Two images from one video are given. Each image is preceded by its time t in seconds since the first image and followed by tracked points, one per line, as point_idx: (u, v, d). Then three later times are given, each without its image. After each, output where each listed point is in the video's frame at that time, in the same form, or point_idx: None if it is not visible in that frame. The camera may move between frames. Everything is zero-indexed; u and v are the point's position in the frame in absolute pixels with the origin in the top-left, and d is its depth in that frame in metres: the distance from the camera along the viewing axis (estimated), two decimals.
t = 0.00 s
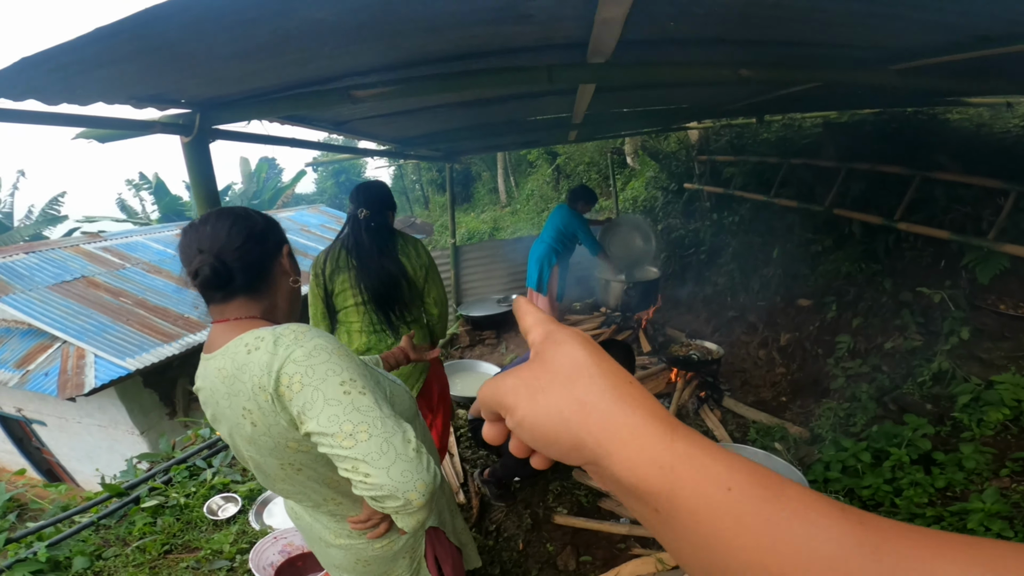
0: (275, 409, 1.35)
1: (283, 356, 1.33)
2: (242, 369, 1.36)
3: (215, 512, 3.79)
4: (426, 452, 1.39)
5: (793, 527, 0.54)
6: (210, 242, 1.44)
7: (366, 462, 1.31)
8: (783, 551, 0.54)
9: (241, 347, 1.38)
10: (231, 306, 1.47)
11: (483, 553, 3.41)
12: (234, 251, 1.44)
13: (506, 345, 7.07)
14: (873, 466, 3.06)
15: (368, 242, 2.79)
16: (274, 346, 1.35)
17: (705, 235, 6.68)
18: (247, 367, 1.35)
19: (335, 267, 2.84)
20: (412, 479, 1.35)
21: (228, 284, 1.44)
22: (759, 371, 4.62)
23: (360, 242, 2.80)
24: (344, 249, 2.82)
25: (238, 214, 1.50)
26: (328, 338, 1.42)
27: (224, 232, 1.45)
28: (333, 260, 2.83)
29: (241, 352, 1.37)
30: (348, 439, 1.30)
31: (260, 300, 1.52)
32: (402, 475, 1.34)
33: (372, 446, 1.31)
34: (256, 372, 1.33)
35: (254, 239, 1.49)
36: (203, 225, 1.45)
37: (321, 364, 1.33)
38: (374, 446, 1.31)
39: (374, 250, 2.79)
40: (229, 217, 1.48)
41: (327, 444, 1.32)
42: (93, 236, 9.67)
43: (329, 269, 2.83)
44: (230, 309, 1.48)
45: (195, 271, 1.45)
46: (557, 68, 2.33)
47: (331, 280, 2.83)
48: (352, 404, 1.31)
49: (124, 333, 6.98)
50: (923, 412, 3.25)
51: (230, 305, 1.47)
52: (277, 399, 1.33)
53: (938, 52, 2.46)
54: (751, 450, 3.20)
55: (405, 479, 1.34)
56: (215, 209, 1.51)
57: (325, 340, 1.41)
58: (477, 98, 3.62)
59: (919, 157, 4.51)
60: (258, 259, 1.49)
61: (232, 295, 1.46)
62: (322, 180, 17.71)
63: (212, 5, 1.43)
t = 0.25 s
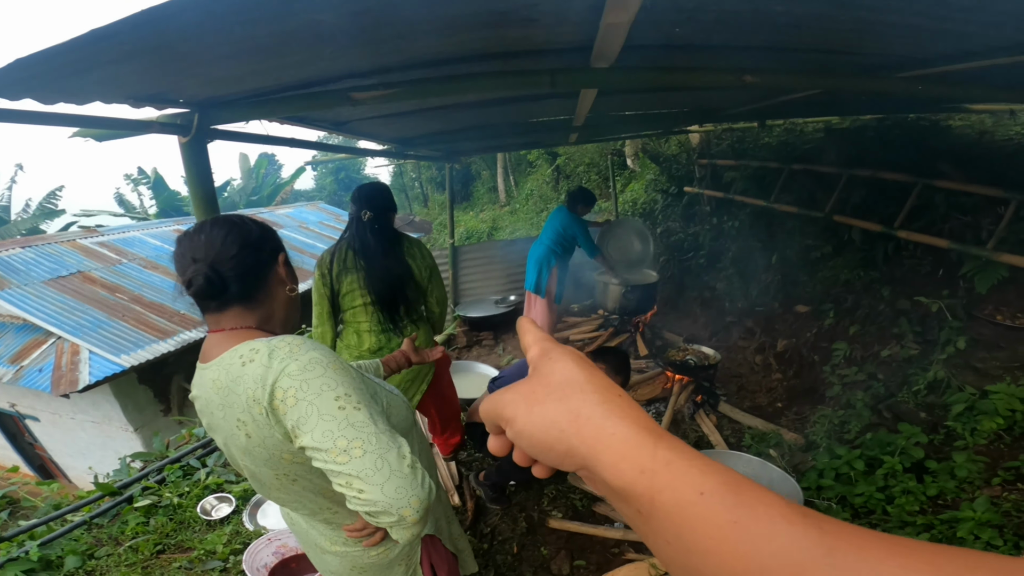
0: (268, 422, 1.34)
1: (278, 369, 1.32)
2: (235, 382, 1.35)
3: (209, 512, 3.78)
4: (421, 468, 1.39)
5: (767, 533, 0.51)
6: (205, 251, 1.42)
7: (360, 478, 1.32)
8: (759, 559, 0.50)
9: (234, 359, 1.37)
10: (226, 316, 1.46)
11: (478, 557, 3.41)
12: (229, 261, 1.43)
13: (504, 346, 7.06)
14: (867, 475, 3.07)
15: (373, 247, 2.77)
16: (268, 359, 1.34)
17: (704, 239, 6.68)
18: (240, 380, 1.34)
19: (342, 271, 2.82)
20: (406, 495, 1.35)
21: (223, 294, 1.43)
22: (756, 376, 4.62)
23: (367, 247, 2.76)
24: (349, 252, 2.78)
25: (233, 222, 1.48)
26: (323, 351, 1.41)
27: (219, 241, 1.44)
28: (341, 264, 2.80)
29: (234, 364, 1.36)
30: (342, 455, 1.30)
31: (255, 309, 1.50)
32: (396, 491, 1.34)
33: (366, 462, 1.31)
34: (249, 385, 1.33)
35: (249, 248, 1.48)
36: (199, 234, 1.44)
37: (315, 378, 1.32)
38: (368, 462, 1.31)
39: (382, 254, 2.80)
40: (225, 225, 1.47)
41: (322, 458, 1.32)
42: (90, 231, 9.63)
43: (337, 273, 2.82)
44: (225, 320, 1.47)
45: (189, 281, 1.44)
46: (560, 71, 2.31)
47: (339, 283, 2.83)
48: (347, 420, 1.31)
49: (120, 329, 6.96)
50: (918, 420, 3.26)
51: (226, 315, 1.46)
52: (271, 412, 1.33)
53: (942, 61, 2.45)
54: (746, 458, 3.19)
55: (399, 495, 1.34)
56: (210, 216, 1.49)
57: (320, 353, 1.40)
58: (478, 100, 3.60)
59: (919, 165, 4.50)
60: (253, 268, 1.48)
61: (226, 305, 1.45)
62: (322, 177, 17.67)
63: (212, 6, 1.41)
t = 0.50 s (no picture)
0: (244, 415, 1.33)
1: (253, 361, 1.30)
2: (211, 373, 1.33)
3: (192, 507, 3.74)
4: (401, 462, 1.36)
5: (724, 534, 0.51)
6: (178, 241, 1.39)
7: (336, 472, 1.29)
8: (721, 562, 0.49)
9: (211, 350, 1.35)
10: (202, 306, 1.45)
11: (465, 551, 3.41)
12: (204, 251, 1.40)
13: (492, 339, 7.04)
14: (849, 469, 3.13)
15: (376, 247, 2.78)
16: (244, 350, 1.31)
17: (692, 233, 6.71)
18: (216, 371, 1.32)
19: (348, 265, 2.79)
20: (383, 490, 1.32)
21: (197, 284, 1.42)
22: (741, 370, 4.66)
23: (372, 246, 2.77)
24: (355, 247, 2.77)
25: (209, 212, 1.45)
26: (301, 341, 1.38)
27: (192, 230, 1.40)
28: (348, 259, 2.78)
29: (210, 355, 1.34)
30: (317, 449, 1.27)
31: (233, 299, 1.48)
32: (372, 486, 1.31)
33: (342, 456, 1.28)
34: (225, 377, 1.31)
35: (225, 237, 1.44)
36: (173, 224, 1.41)
37: (291, 370, 1.30)
38: (344, 456, 1.28)
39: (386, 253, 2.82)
40: (200, 214, 1.43)
41: (297, 451, 1.29)
42: (70, 222, 9.43)
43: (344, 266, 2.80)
44: (201, 310, 1.45)
45: (163, 272, 1.41)
46: (550, 64, 2.29)
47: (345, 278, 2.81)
48: (322, 412, 1.29)
49: (102, 322, 6.83)
50: (900, 415, 3.32)
51: (201, 305, 1.45)
52: (246, 404, 1.31)
53: (932, 58, 2.46)
54: (731, 452, 3.23)
55: (375, 490, 1.31)
56: (186, 206, 1.46)
57: (298, 344, 1.37)
58: (468, 92, 3.57)
59: (905, 162, 4.55)
60: (230, 258, 1.45)
61: (202, 296, 1.43)
62: (309, 168, 17.45)
63: None
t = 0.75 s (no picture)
0: (229, 400, 1.31)
1: (238, 345, 1.29)
2: (194, 359, 1.31)
3: (174, 500, 3.72)
4: (388, 445, 1.37)
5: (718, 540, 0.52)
6: (157, 228, 1.36)
7: (325, 456, 1.29)
8: (706, 566, 0.51)
9: (193, 335, 1.33)
10: (183, 293, 1.43)
11: (452, 542, 3.43)
12: (184, 238, 1.38)
13: (479, 331, 7.03)
14: (830, 461, 3.20)
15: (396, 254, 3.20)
16: (229, 334, 1.30)
17: (678, 226, 6.76)
18: (200, 356, 1.30)
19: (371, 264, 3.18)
20: (372, 474, 1.33)
21: (178, 271, 1.39)
22: (725, 364, 4.75)
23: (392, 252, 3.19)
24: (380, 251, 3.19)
25: (187, 198, 1.42)
26: (287, 325, 1.37)
27: (170, 216, 1.38)
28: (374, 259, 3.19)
29: (193, 341, 1.32)
30: (305, 433, 1.27)
31: (215, 286, 1.46)
32: (362, 468, 1.32)
33: (331, 439, 1.28)
34: (209, 362, 1.29)
35: (206, 223, 1.42)
36: (151, 211, 1.38)
37: (277, 354, 1.29)
38: (333, 440, 1.29)
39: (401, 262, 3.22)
40: (178, 200, 1.40)
41: (284, 436, 1.29)
42: (48, 212, 9.21)
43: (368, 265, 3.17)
44: (182, 298, 1.43)
45: (142, 260, 1.39)
46: (539, 56, 2.28)
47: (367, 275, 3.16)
48: (310, 396, 1.28)
49: (81, 314, 6.70)
50: (879, 408, 3.39)
51: (183, 292, 1.43)
52: (232, 389, 1.30)
53: (917, 55, 2.49)
54: (716, 444, 3.30)
55: (365, 474, 1.32)
56: (164, 192, 1.43)
57: (284, 328, 1.36)
58: (456, 84, 3.54)
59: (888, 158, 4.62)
60: (210, 244, 1.42)
61: (183, 283, 1.41)
62: (295, 159, 17.21)
63: None
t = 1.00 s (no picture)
0: (192, 370, 1.32)
1: (201, 314, 1.29)
2: (154, 332, 1.32)
3: (145, 495, 3.65)
4: (357, 408, 1.36)
5: None
6: (110, 207, 1.34)
7: (291, 418, 1.28)
8: None
9: (153, 309, 1.33)
10: (140, 271, 1.42)
11: (431, 527, 3.46)
12: (137, 217, 1.35)
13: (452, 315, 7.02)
14: (793, 435, 3.35)
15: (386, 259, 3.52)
16: (190, 306, 1.30)
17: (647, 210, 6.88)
18: (160, 329, 1.31)
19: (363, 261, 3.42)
20: (341, 435, 1.32)
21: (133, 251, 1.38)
22: (695, 344, 5.00)
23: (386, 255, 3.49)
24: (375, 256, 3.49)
25: (140, 176, 1.38)
26: (251, 295, 1.37)
27: (119, 197, 1.34)
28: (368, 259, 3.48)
29: (153, 314, 1.32)
30: (272, 396, 1.27)
31: (172, 264, 1.45)
32: (329, 430, 1.31)
33: (298, 402, 1.28)
34: (170, 333, 1.30)
35: (160, 202, 1.38)
36: (103, 190, 1.35)
37: (241, 321, 1.29)
38: (299, 402, 1.28)
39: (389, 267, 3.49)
40: (131, 179, 1.37)
41: (250, 402, 1.29)
42: None
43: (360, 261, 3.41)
44: (138, 275, 1.42)
45: (95, 239, 1.37)
46: (505, 41, 2.29)
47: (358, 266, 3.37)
48: (276, 360, 1.28)
49: (38, 311, 6.44)
50: (838, 383, 3.54)
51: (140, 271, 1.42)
52: (195, 358, 1.30)
53: (872, 42, 2.58)
54: (683, 420, 3.41)
55: (333, 435, 1.31)
56: (118, 171, 1.40)
57: (247, 298, 1.36)
58: (424, 69, 3.51)
59: (845, 142, 4.79)
60: (166, 223, 1.40)
61: (139, 261, 1.40)
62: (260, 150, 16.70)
63: None
